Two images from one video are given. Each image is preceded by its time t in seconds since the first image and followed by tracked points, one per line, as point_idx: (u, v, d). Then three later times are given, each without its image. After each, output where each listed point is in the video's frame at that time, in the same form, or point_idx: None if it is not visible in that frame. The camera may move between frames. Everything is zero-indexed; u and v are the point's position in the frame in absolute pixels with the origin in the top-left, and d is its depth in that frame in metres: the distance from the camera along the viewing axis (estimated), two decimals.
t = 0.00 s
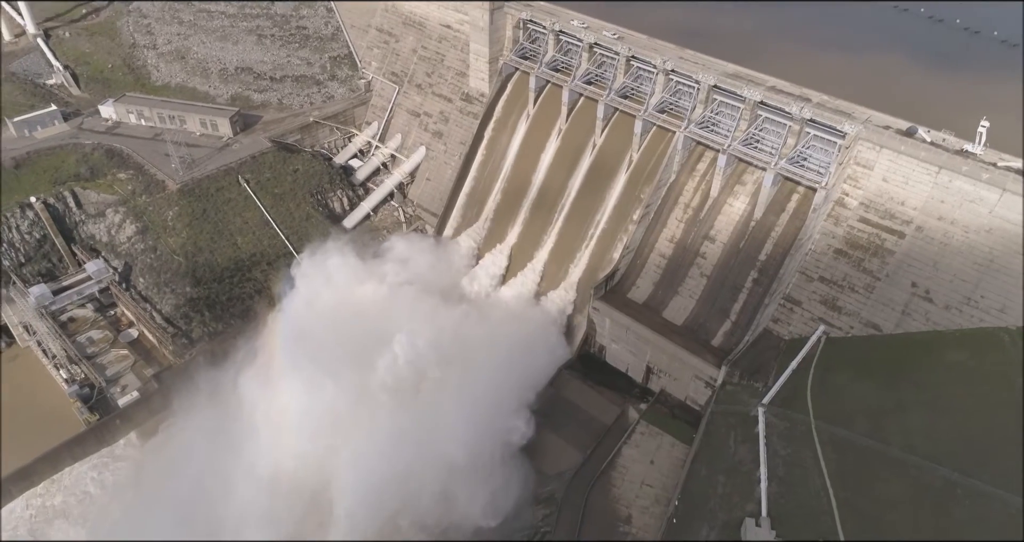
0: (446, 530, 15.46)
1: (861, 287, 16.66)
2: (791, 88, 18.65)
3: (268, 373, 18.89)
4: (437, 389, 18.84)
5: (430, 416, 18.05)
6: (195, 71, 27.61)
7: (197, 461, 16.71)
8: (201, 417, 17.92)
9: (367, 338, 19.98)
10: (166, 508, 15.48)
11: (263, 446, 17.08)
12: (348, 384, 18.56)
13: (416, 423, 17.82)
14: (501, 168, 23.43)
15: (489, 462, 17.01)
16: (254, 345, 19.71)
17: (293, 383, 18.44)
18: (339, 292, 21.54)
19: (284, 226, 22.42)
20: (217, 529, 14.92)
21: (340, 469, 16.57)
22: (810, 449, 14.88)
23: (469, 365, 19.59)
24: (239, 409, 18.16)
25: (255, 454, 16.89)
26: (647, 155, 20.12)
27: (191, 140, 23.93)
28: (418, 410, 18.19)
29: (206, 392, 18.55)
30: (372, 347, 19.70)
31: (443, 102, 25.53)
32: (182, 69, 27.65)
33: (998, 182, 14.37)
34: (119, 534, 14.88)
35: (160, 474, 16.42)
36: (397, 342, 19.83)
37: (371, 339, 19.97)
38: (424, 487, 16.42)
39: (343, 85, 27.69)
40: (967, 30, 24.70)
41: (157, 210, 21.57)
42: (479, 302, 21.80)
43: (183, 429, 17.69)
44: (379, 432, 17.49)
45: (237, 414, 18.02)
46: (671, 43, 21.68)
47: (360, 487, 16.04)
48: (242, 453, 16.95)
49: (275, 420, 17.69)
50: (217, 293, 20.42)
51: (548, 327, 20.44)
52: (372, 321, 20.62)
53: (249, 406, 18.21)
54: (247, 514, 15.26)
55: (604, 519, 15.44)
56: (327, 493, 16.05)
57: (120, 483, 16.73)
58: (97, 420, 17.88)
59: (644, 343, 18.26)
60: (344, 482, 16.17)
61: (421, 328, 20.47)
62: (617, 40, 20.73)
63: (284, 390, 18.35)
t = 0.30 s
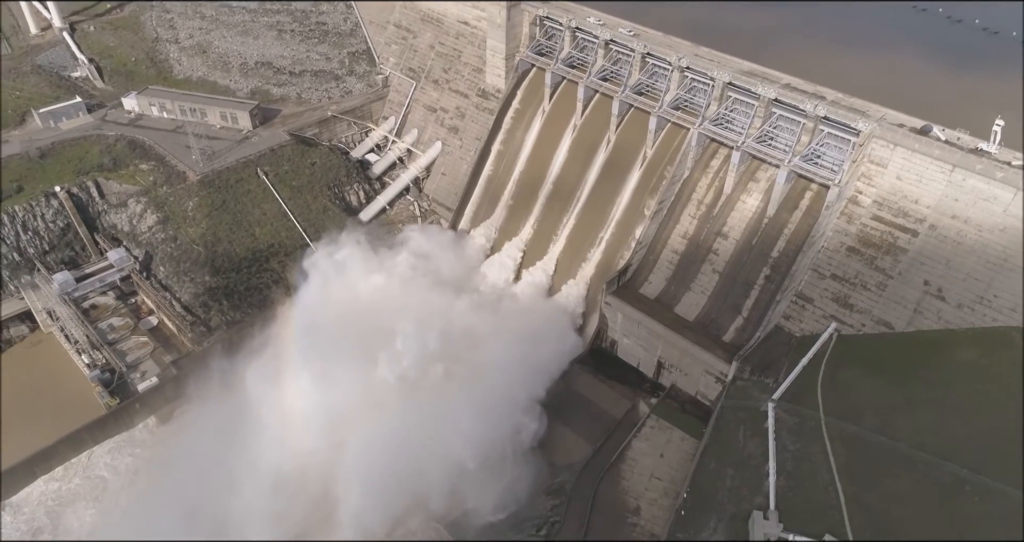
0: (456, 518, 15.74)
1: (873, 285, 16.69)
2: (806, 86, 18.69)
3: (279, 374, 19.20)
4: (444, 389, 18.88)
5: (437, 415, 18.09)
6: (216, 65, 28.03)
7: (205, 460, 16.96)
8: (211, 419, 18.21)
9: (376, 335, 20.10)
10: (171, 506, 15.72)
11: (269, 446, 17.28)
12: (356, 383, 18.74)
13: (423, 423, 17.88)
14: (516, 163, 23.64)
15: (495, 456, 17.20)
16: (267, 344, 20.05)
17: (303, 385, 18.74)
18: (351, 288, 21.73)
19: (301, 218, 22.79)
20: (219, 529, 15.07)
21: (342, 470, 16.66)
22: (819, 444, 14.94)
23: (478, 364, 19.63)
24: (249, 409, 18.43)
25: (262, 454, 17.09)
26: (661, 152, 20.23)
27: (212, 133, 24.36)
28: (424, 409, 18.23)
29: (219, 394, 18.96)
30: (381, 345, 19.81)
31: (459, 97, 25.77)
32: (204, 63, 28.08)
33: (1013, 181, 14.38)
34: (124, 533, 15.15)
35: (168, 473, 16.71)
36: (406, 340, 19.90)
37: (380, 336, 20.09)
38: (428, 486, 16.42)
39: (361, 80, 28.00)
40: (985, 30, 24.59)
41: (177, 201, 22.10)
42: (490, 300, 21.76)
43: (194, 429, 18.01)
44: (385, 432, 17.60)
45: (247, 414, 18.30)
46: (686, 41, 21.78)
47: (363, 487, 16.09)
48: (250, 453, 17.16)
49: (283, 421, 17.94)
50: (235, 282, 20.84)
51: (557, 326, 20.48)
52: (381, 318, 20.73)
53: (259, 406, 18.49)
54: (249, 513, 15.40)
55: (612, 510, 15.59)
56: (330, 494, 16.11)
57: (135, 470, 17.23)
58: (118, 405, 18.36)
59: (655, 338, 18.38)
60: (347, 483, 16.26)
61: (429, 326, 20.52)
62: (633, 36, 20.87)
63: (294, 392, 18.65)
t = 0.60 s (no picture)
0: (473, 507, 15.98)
1: (894, 287, 16.63)
2: (831, 86, 18.64)
3: (297, 371, 19.51)
4: (458, 388, 19.00)
5: (451, 415, 18.22)
6: (247, 58, 28.58)
7: (221, 455, 17.26)
8: (230, 408, 18.67)
9: (393, 332, 20.28)
10: (185, 499, 16.02)
11: (283, 443, 17.54)
12: (372, 382, 18.98)
13: (435, 422, 18.03)
14: (539, 159, 23.83)
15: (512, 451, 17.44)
16: (288, 341, 20.38)
17: (320, 384, 19.05)
18: (370, 287, 22.00)
19: (327, 211, 23.32)
20: (228, 524, 15.30)
21: (354, 468, 16.86)
22: (836, 444, 14.96)
23: (492, 362, 19.71)
24: (266, 404, 18.71)
25: (276, 450, 17.34)
26: (684, 150, 20.28)
27: (241, 125, 24.95)
28: (437, 408, 18.38)
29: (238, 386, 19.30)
30: (397, 342, 19.99)
31: (484, 94, 26.01)
32: (235, 56, 28.63)
33: None
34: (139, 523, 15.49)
35: (184, 465, 17.04)
36: (422, 338, 20.05)
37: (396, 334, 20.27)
38: (438, 485, 16.50)
39: (388, 75, 28.36)
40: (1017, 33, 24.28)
41: (207, 190, 22.67)
42: (508, 299, 21.83)
43: (212, 422, 18.33)
44: (397, 430, 17.84)
45: (264, 409, 18.59)
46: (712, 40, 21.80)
47: (372, 486, 16.23)
48: (264, 448, 17.41)
49: (298, 419, 18.20)
50: (261, 270, 21.28)
51: (574, 326, 20.51)
52: (399, 316, 20.92)
53: (276, 401, 18.76)
54: (259, 508, 15.62)
55: (627, 503, 15.72)
56: (340, 491, 16.29)
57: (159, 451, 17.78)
58: (146, 387, 18.91)
59: (674, 334, 18.45)
60: (357, 481, 16.42)
61: (445, 324, 20.63)
62: (658, 35, 20.96)
63: (311, 390, 18.94)
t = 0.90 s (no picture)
0: (490, 500, 16.35)
1: (917, 289, 16.41)
2: (858, 86, 18.56)
3: (316, 364, 19.77)
4: (473, 387, 19.07)
5: (465, 413, 18.31)
6: (278, 53, 29.15)
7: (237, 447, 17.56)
8: (251, 396, 19.12)
9: (411, 327, 20.38)
10: (201, 490, 16.33)
11: (299, 437, 17.78)
12: (389, 377, 19.13)
13: (450, 422, 18.13)
14: (563, 156, 24.01)
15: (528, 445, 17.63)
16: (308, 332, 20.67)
17: (338, 378, 19.27)
18: (391, 280, 22.19)
19: (353, 203, 23.76)
20: (240, 514, 15.78)
21: (366, 469, 17.06)
22: (854, 444, 14.92)
23: (509, 363, 19.79)
24: (284, 394, 19.03)
25: (291, 444, 17.60)
26: (707, 149, 20.30)
27: (271, 117, 25.51)
28: (451, 407, 18.49)
29: (260, 377, 19.63)
30: (415, 338, 20.09)
31: (510, 90, 26.22)
32: (266, 50, 29.21)
33: None
34: (156, 512, 15.86)
35: (202, 455, 17.35)
36: (439, 335, 20.16)
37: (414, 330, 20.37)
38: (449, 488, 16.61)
39: (415, 71, 28.73)
40: None
41: (237, 180, 23.27)
42: (526, 297, 21.85)
43: (231, 411, 18.65)
44: (410, 424, 18.08)
45: (282, 401, 18.85)
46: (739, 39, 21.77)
47: (383, 483, 16.57)
48: (280, 442, 17.68)
49: (315, 413, 18.43)
50: (287, 260, 21.86)
51: (593, 325, 20.51)
52: (417, 311, 21.04)
53: (293, 394, 19.00)
54: (273, 506, 15.91)
55: (642, 496, 15.85)
56: (353, 493, 16.49)
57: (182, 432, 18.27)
58: (173, 369, 19.56)
59: (693, 332, 18.51)
60: (370, 482, 16.65)
61: (463, 320, 20.69)
62: (684, 33, 21.03)
63: (329, 383, 19.16)
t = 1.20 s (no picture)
0: (496, 491, 16.60)
1: (924, 285, 16.44)
2: (867, 83, 18.64)
3: (324, 366, 20.20)
4: (476, 385, 19.23)
5: (466, 412, 18.51)
6: (291, 48, 29.52)
7: (243, 446, 18.01)
8: (260, 394, 19.59)
9: (415, 326, 20.66)
10: (205, 489, 16.77)
11: (304, 436, 18.14)
12: (393, 376, 19.43)
13: (451, 421, 18.35)
14: (573, 152, 24.20)
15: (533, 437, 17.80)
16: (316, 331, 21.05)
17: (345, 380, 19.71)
18: (399, 278, 22.47)
19: (364, 197, 24.14)
20: (241, 510, 16.28)
21: (367, 467, 17.33)
22: (859, 437, 14.99)
23: (513, 358, 19.90)
24: (291, 394, 19.48)
25: (295, 442, 17.96)
26: (715, 146, 20.43)
27: (284, 112, 25.88)
28: (453, 405, 18.68)
29: (268, 377, 20.08)
30: (419, 338, 20.38)
31: (521, 87, 26.43)
32: (280, 46, 29.57)
33: None
34: (162, 509, 16.35)
35: (208, 453, 17.82)
36: (443, 335, 20.41)
37: (420, 329, 20.63)
38: (449, 485, 16.75)
39: (427, 67, 29.02)
40: None
41: (250, 173, 23.62)
42: (532, 293, 21.97)
43: (238, 410, 19.11)
44: (412, 422, 18.35)
45: (289, 401, 19.27)
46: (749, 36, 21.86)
47: (381, 479, 16.86)
48: (284, 439, 18.05)
49: (319, 412, 18.79)
50: (299, 253, 22.18)
51: (597, 322, 20.60)
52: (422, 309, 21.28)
53: (300, 394, 19.43)
54: (274, 507, 16.30)
55: (647, 488, 16.05)
56: (353, 493, 16.74)
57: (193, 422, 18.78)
58: (187, 357, 19.80)
59: (699, 327, 18.65)
60: (370, 481, 16.91)
61: (466, 319, 20.86)
62: (694, 31, 21.23)
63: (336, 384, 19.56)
